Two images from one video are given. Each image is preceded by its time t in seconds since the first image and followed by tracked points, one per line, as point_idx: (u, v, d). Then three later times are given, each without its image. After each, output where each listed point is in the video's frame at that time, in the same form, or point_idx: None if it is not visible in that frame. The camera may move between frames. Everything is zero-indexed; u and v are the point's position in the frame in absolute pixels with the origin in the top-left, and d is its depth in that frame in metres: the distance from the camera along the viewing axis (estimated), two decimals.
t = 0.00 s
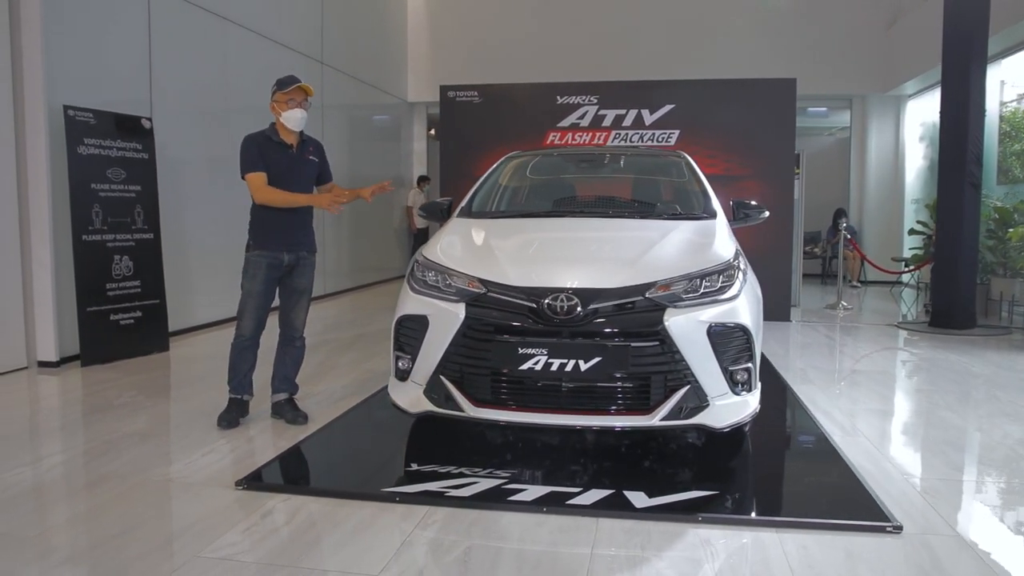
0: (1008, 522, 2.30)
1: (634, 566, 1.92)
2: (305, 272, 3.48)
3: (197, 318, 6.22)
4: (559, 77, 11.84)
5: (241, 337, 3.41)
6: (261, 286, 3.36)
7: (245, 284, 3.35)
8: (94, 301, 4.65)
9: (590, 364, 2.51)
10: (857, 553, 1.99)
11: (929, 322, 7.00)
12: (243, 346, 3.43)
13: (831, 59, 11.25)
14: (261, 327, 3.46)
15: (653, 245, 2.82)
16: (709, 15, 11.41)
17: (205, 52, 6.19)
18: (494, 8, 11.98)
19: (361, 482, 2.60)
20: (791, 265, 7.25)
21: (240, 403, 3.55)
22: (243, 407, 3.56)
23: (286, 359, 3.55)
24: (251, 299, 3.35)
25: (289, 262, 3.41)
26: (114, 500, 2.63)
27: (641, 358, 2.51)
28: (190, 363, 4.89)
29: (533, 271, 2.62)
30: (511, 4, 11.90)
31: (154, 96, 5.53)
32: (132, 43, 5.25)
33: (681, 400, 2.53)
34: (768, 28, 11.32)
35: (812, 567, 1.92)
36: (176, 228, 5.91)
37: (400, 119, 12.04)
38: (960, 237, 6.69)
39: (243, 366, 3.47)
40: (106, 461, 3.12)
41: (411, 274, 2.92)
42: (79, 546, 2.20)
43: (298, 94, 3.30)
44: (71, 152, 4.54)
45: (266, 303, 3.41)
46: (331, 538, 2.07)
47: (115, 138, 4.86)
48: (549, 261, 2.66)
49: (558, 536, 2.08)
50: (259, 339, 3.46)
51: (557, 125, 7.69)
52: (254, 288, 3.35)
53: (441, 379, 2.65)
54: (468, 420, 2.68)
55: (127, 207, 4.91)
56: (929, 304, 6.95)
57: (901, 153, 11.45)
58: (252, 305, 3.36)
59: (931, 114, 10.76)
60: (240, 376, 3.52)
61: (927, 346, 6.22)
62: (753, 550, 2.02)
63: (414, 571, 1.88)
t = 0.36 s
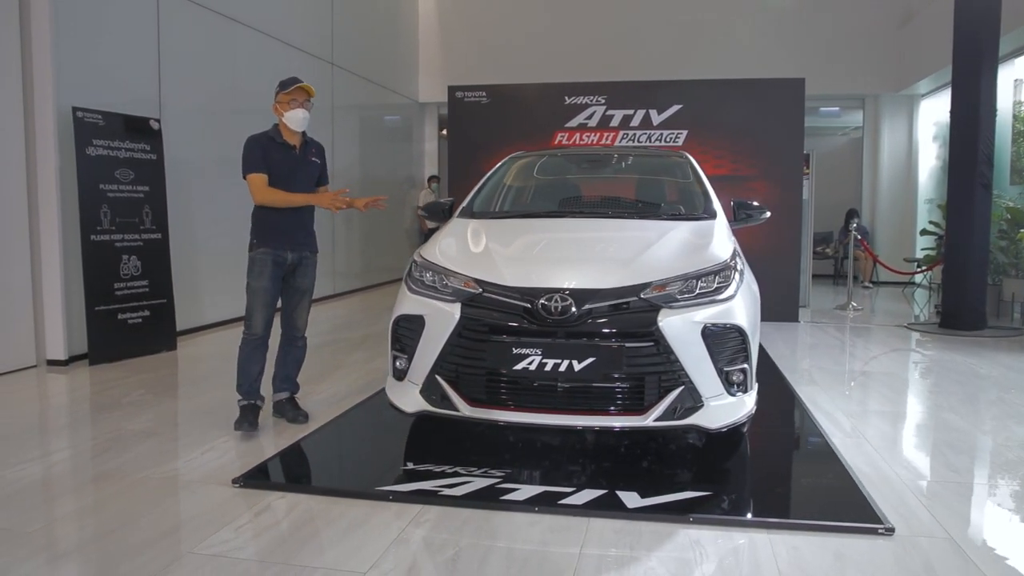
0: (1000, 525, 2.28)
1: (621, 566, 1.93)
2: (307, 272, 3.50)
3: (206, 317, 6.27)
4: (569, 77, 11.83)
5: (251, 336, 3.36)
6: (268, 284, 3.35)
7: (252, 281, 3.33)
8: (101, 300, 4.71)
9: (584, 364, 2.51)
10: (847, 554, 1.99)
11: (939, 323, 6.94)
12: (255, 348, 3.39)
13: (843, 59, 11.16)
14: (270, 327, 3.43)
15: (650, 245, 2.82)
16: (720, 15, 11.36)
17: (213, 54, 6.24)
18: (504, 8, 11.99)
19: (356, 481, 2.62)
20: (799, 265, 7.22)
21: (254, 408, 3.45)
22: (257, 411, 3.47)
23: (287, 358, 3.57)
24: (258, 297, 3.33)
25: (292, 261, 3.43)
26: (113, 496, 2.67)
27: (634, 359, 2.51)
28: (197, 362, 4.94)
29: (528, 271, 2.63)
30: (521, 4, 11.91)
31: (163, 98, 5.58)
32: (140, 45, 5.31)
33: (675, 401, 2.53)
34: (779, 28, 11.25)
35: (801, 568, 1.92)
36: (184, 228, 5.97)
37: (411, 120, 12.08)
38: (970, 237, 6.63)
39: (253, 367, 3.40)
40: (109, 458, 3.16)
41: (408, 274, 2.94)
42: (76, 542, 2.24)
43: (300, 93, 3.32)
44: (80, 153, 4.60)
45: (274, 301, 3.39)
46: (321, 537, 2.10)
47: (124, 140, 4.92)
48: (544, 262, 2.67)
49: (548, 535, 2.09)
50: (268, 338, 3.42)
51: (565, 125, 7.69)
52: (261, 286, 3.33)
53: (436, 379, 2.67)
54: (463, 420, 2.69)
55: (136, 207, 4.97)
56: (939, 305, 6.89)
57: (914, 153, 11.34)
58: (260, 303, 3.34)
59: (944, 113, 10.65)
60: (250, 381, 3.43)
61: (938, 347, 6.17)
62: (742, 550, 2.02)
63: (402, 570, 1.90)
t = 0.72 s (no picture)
0: (990, 525, 2.26)
1: (605, 565, 1.93)
2: (305, 271, 3.51)
3: (211, 316, 6.31)
4: (575, 77, 11.82)
5: (248, 336, 3.37)
6: (265, 282, 3.36)
7: (249, 280, 3.35)
8: (104, 299, 4.74)
9: (574, 363, 2.51)
10: (833, 554, 1.99)
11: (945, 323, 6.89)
12: (252, 348, 3.39)
13: (851, 57, 11.08)
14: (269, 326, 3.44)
15: (642, 244, 2.82)
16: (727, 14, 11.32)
17: (217, 54, 6.27)
18: (511, 7, 11.98)
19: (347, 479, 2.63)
20: (804, 265, 7.18)
21: (252, 406, 3.45)
22: (255, 411, 3.47)
23: (285, 357, 3.59)
24: (256, 296, 3.35)
25: (289, 260, 3.43)
26: (108, 492, 2.70)
27: (624, 358, 2.51)
28: (199, 361, 4.97)
29: (519, 269, 2.63)
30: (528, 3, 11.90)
31: (167, 98, 5.62)
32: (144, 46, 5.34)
33: (665, 400, 2.53)
34: (786, 27, 11.20)
35: (786, 567, 1.91)
36: (188, 227, 6.00)
37: (418, 119, 12.09)
38: (976, 236, 6.58)
39: (251, 366, 3.41)
40: (107, 454, 3.19)
41: (402, 273, 2.95)
42: (66, 538, 2.26)
43: (294, 92, 3.35)
44: (83, 153, 4.64)
45: (271, 299, 3.40)
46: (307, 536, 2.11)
47: (127, 140, 4.96)
48: (536, 260, 2.67)
49: (534, 534, 2.09)
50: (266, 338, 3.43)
51: (569, 124, 7.68)
52: (258, 284, 3.35)
53: (428, 377, 2.68)
54: (455, 418, 2.70)
55: (139, 206, 5.00)
56: (945, 304, 6.84)
57: (923, 151, 11.26)
58: (257, 302, 3.35)
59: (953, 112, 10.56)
60: (247, 380, 3.44)
61: (945, 347, 6.11)
62: (728, 550, 2.02)
63: (386, 569, 1.91)
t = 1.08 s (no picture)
0: (987, 526, 2.24)
1: (594, 564, 1.92)
2: (301, 271, 3.51)
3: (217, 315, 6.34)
4: (585, 76, 11.80)
5: (244, 335, 3.38)
6: (259, 282, 3.38)
7: (244, 280, 3.37)
8: (110, 297, 4.78)
9: (568, 360, 2.51)
10: (824, 554, 1.97)
11: (955, 323, 6.81)
12: (250, 347, 3.40)
13: (863, 55, 10.97)
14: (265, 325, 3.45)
15: (639, 242, 2.81)
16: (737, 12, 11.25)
17: (224, 53, 6.30)
18: (521, 6, 11.97)
19: (343, 475, 2.64)
20: (813, 264, 7.13)
21: (249, 405, 3.44)
22: (253, 409, 3.45)
23: (285, 355, 3.60)
24: (250, 296, 3.36)
25: (284, 261, 3.44)
26: (105, 487, 2.72)
27: (619, 355, 2.50)
28: (203, 359, 4.99)
29: (515, 267, 2.63)
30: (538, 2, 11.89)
31: (174, 97, 5.66)
32: (151, 45, 5.38)
33: (660, 398, 2.52)
34: (797, 25, 11.11)
35: (777, 567, 1.90)
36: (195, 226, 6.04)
37: (428, 118, 12.10)
38: (987, 236, 6.51)
39: (250, 365, 3.43)
40: (106, 450, 3.22)
41: (400, 270, 2.95)
42: (59, 532, 2.28)
43: (286, 88, 3.34)
44: (89, 152, 4.69)
45: (267, 298, 3.42)
46: (298, 534, 2.11)
47: (133, 139, 5.00)
48: (532, 258, 2.67)
49: (524, 533, 2.09)
50: (263, 337, 3.43)
51: (576, 123, 7.66)
52: (253, 284, 3.37)
53: (424, 375, 2.68)
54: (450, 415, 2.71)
55: (146, 205, 5.04)
56: (956, 304, 6.76)
57: (937, 150, 11.14)
58: (252, 302, 3.36)
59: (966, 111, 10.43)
60: (245, 378, 3.44)
61: (955, 348, 6.05)
62: (718, 549, 2.01)
63: (375, 566, 1.92)
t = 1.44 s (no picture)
0: (993, 533, 2.20)
1: (590, 566, 1.91)
2: (300, 272, 3.52)
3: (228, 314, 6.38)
4: (599, 76, 11.76)
5: (245, 337, 3.38)
6: (257, 285, 3.38)
7: (242, 283, 3.37)
8: (122, 296, 4.83)
9: (569, 362, 2.50)
10: (824, 559, 1.95)
11: (972, 325, 6.71)
12: (252, 349, 3.41)
13: (880, 54, 10.84)
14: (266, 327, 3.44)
15: (643, 242, 2.79)
16: (753, 10, 11.16)
17: (236, 54, 6.34)
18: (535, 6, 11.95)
19: (345, 475, 2.65)
20: (826, 265, 7.06)
21: (253, 409, 3.41)
22: (257, 413, 3.43)
23: (289, 355, 3.61)
24: (249, 298, 3.36)
25: (281, 263, 3.46)
26: (108, 484, 2.75)
27: (620, 357, 2.48)
28: (212, 358, 5.03)
29: (517, 268, 2.62)
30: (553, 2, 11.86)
31: (187, 98, 5.70)
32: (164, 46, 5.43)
33: (662, 400, 2.50)
34: (814, 23, 11.00)
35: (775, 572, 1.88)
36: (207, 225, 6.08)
37: (443, 118, 12.13)
38: (1005, 236, 6.40)
39: (253, 365, 3.44)
40: (112, 448, 3.25)
41: (404, 271, 2.95)
42: (62, 529, 2.30)
43: (278, 86, 3.33)
44: (102, 152, 4.74)
45: (267, 299, 3.43)
46: (295, 534, 2.12)
47: (146, 139, 5.04)
48: (534, 258, 2.66)
49: (521, 535, 2.09)
50: (263, 339, 3.43)
51: (588, 123, 7.63)
52: (251, 286, 3.37)
53: (425, 375, 2.69)
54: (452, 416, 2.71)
55: (157, 205, 5.09)
56: (974, 306, 6.66)
57: (956, 150, 10.98)
58: (252, 304, 3.37)
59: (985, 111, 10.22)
60: (248, 381, 3.42)
61: (971, 350, 5.96)
62: (716, 552, 1.99)
63: (371, 566, 1.92)
